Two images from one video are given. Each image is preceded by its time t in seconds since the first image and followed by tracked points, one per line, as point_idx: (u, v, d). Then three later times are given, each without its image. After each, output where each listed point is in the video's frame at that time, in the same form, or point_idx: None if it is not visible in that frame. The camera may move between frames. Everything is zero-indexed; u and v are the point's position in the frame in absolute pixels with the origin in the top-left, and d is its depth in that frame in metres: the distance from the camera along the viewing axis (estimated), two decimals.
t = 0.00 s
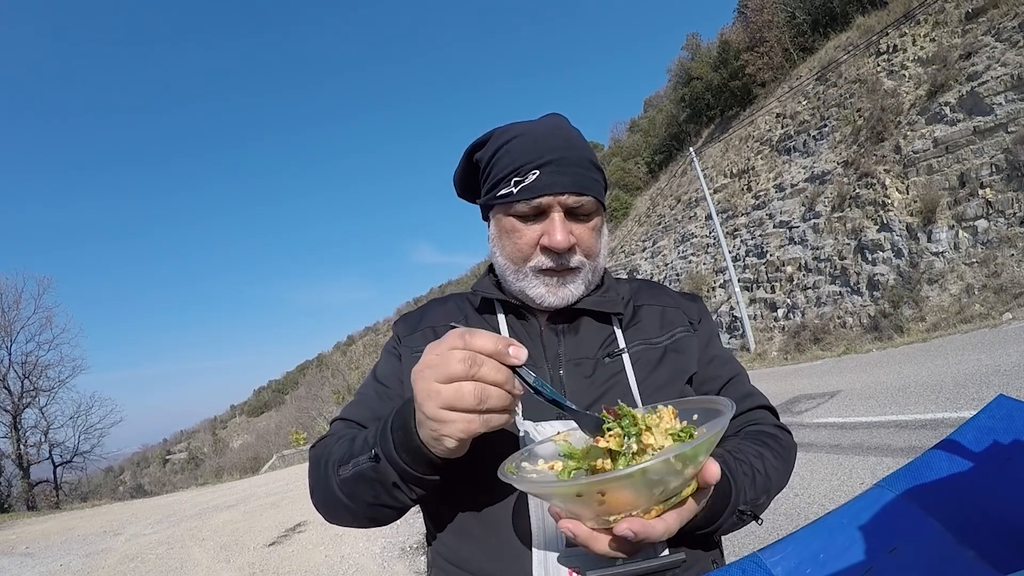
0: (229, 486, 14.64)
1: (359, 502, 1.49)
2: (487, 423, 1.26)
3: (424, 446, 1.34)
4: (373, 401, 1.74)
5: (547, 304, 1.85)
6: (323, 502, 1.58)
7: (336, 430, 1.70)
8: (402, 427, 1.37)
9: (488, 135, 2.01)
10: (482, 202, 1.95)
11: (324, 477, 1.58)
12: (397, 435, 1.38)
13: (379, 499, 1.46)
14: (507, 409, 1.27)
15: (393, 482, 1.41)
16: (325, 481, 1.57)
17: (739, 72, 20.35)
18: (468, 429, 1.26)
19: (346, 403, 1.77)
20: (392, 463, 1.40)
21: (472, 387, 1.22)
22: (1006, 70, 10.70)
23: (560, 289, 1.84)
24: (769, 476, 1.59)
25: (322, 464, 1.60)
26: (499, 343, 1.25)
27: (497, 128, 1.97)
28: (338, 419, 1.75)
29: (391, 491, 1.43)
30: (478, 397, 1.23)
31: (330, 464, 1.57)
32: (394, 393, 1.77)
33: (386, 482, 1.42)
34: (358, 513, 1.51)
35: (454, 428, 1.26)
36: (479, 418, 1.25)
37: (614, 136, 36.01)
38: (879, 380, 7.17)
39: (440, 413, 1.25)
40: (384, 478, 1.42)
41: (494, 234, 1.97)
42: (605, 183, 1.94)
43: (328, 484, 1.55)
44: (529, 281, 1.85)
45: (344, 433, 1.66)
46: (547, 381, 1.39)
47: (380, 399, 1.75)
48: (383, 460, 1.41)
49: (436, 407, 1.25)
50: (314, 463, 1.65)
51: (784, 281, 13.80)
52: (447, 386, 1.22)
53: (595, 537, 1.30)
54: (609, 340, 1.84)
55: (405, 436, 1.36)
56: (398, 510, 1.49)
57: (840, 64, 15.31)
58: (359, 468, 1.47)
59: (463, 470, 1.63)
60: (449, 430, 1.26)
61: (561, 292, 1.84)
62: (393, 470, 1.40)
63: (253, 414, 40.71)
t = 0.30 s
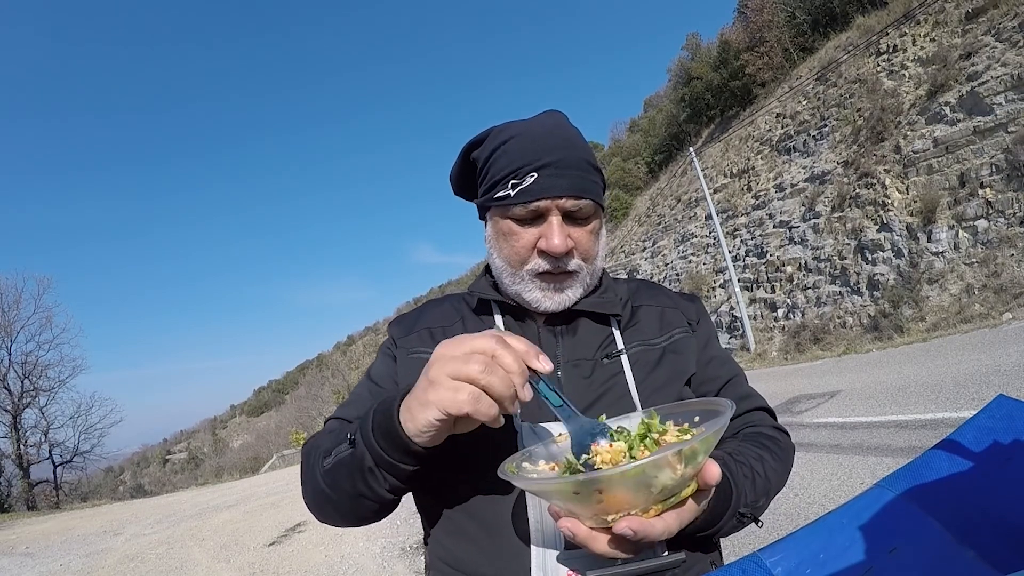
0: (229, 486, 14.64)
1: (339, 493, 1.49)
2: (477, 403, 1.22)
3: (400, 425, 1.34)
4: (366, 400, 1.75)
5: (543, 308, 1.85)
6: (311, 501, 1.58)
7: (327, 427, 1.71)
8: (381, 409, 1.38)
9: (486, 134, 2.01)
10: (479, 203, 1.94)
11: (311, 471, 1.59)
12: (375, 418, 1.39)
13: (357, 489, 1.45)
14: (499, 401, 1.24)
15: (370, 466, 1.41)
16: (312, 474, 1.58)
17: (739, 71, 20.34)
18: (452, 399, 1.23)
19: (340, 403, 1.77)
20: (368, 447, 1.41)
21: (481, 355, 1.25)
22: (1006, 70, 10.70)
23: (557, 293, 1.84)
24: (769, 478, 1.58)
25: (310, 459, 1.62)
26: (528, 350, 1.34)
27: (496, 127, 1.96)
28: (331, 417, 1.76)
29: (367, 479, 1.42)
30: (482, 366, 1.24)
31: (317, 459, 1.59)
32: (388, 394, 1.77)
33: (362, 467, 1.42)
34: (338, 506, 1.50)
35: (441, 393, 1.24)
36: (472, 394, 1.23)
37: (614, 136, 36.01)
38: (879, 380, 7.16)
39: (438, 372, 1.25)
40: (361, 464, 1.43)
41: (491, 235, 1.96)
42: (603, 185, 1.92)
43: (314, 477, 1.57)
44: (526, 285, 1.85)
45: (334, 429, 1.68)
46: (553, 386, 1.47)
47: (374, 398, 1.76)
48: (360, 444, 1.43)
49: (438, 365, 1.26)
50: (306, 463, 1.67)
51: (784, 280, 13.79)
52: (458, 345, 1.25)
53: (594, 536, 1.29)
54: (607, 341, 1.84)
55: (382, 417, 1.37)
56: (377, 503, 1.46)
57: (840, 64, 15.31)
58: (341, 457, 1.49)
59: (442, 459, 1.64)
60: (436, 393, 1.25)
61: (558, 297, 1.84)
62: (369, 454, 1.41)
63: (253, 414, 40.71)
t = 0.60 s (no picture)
0: (229, 485, 14.64)
1: (335, 487, 1.48)
2: (470, 404, 1.20)
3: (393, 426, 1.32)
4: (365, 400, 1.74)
5: (543, 307, 1.84)
6: (309, 497, 1.58)
7: (325, 426, 1.72)
8: (370, 405, 1.36)
9: (484, 134, 2.01)
10: (478, 203, 1.94)
11: (308, 466, 1.60)
12: (367, 411, 1.38)
13: (352, 481, 1.44)
14: (493, 390, 1.22)
15: (364, 460, 1.40)
16: (310, 471, 1.59)
17: (739, 71, 20.33)
18: (451, 415, 1.21)
19: (338, 402, 1.78)
20: (361, 441, 1.39)
21: (458, 356, 1.19)
22: (1006, 70, 10.69)
23: (557, 293, 1.83)
24: (774, 476, 1.59)
25: (308, 456, 1.63)
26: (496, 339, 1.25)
27: (494, 127, 1.96)
28: (330, 416, 1.77)
29: (362, 472, 1.42)
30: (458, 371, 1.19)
31: (315, 455, 1.60)
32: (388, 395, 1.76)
33: (356, 460, 1.42)
34: (336, 500, 1.50)
35: (439, 414, 1.22)
36: (464, 389, 1.19)
37: (614, 136, 36.01)
38: (879, 380, 7.16)
39: (424, 393, 1.22)
40: (356, 457, 1.41)
41: (490, 235, 1.96)
42: (603, 185, 1.93)
43: (312, 472, 1.57)
44: (525, 285, 1.84)
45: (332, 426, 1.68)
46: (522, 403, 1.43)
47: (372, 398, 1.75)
48: (353, 437, 1.41)
49: (416, 388, 1.22)
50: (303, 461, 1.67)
51: (784, 280, 13.80)
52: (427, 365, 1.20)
53: (627, 540, 1.27)
54: (607, 341, 1.84)
55: (374, 413, 1.35)
56: (372, 495, 1.46)
57: (840, 63, 15.31)
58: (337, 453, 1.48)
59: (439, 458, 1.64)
60: (433, 413, 1.22)
61: (558, 296, 1.83)
62: (363, 448, 1.39)
63: (253, 414, 40.71)
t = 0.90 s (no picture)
0: (229, 485, 14.64)
1: (349, 487, 1.47)
2: (488, 367, 1.22)
3: (414, 418, 1.32)
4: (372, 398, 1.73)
5: (548, 304, 1.85)
6: (314, 491, 1.57)
7: (332, 426, 1.71)
8: (390, 400, 1.35)
9: (488, 133, 2.00)
10: (481, 202, 1.93)
11: (317, 467, 1.58)
12: (385, 407, 1.37)
13: (368, 480, 1.43)
14: (510, 350, 1.23)
15: (383, 458, 1.39)
16: (319, 471, 1.57)
17: (739, 71, 20.33)
18: (471, 384, 1.22)
19: (343, 402, 1.77)
20: (380, 438, 1.38)
21: (470, 323, 1.20)
22: (1007, 70, 10.69)
23: (562, 291, 1.84)
24: (777, 477, 1.59)
25: (317, 457, 1.60)
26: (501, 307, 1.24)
27: (497, 127, 1.95)
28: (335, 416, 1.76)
29: (380, 470, 1.40)
30: (474, 334, 1.20)
31: (324, 455, 1.58)
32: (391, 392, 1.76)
33: (374, 459, 1.40)
34: (350, 500, 1.48)
35: (459, 385, 1.23)
36: (480, 356, 1.21)
37: (614, 136, 36.02)
38: (879, 380, 7.16)
39: (440, 368, 1.23)
40: (373, 455, 1.40)
41: (494, 235, 1.96)
42: (606, 185, 1.93)
43: (321, 471, 1.55)
44: (530, 282, 1.85)
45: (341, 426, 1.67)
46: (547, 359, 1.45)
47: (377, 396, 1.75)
48: (371, 434, 1.40)
49: (431, 363, 1.23)
50: (309, 456, 1.66)
51: (784, 280, 13.80)
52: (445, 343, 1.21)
53: (630, 549, 1.28)
54: (608, 341, 1.84)
55: (395, 408, 1.34)
56: (388, 493, 1.45)
57: (840, 64, 15.32)
58: (350, 449, 1.46)
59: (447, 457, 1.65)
60: (453, 384, 1.23)
61: (563, 294, 1.84)
62: (382, 445, 1.38)
63: (253, 414, 40.71)
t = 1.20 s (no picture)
0: (229, 485, 14.64)
1: (348, 475, 1.45)
2: (512, 364, 1.20)
3: (418, 399, 1.31)
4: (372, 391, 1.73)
5: (553, 304, 1.85)
6: (314, 484, 1.55)
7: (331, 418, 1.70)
8: (396, 384, 1.34)
9: (495, 132, 2.00)
10: (487, 203, 1.93)
11: (317, 458, 1.57)
12: (390, 389, 1.36)
13: (368, 467, 1.41)
14: (540, 359, 1.22)
15: (383, 443, 1.37)
16: (318, 461, 1.55)
17: (739, 71, 20.34)
18: (487, 376, 1.20)
19: (344, 396, 1.76)
20: (381, 423, 1.37)
21: (511, 322, 1.23)
22: (1006, 70, 10.69)
23: (567, 292, 1.85)
24: (779, 477, 1.60)
25: (317, 448, 1.59)
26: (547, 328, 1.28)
27: (504, 127, 1.95)
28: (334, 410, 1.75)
29: (380, 457, 1.39)
30: (513, 332, 1.22)
31: (324, 446, 1.57)
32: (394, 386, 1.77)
33: (375, 444, 1.39)
34: (350, 490, 1.46)
35: (476, 373, 1.21)
36: (507, 351, 1.20)
37: (614, 136, 36.02)
38: (879, 380, 7.17)
39: (466, 351, 1.22)
40: (375, 440, 1.39)
41: (499, 234, 1.96)
42: (612, 187, 1.93)
43: (320, 463, 1.54)
44: (535, 283, 1.86)
45: (340, 418, 1.66)
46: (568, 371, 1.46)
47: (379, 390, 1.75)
48: (373, 419, 1.39)
49: (460, 344, 1.22)
50: (310, 446, 1.65)
51: (784, 280, 13.80)
52: (481, 328, 1.22)
53: (640, 539, 1.28)
54: (611, 341, 1.84)
55: (399, 393, 1.33)
56: (388, 483, 1.43)
57: (840, 63, 15.31)
58: (350, 435, 1.45)
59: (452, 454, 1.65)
60: (472, 370, 1.21)
61: (568, 294, 1.84)
62: (383, 430, 1.37)
63: (253, 414, 40.71)
